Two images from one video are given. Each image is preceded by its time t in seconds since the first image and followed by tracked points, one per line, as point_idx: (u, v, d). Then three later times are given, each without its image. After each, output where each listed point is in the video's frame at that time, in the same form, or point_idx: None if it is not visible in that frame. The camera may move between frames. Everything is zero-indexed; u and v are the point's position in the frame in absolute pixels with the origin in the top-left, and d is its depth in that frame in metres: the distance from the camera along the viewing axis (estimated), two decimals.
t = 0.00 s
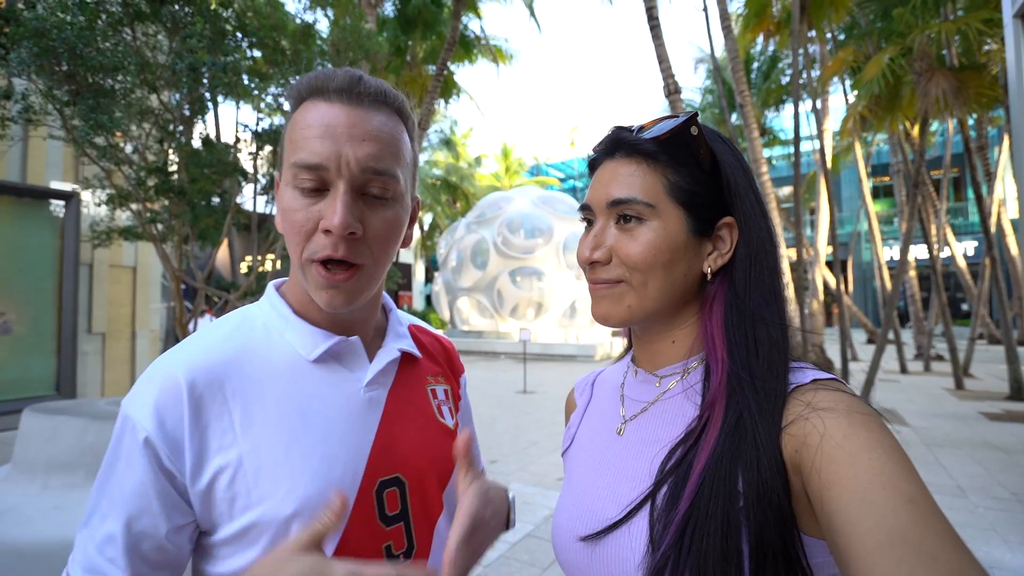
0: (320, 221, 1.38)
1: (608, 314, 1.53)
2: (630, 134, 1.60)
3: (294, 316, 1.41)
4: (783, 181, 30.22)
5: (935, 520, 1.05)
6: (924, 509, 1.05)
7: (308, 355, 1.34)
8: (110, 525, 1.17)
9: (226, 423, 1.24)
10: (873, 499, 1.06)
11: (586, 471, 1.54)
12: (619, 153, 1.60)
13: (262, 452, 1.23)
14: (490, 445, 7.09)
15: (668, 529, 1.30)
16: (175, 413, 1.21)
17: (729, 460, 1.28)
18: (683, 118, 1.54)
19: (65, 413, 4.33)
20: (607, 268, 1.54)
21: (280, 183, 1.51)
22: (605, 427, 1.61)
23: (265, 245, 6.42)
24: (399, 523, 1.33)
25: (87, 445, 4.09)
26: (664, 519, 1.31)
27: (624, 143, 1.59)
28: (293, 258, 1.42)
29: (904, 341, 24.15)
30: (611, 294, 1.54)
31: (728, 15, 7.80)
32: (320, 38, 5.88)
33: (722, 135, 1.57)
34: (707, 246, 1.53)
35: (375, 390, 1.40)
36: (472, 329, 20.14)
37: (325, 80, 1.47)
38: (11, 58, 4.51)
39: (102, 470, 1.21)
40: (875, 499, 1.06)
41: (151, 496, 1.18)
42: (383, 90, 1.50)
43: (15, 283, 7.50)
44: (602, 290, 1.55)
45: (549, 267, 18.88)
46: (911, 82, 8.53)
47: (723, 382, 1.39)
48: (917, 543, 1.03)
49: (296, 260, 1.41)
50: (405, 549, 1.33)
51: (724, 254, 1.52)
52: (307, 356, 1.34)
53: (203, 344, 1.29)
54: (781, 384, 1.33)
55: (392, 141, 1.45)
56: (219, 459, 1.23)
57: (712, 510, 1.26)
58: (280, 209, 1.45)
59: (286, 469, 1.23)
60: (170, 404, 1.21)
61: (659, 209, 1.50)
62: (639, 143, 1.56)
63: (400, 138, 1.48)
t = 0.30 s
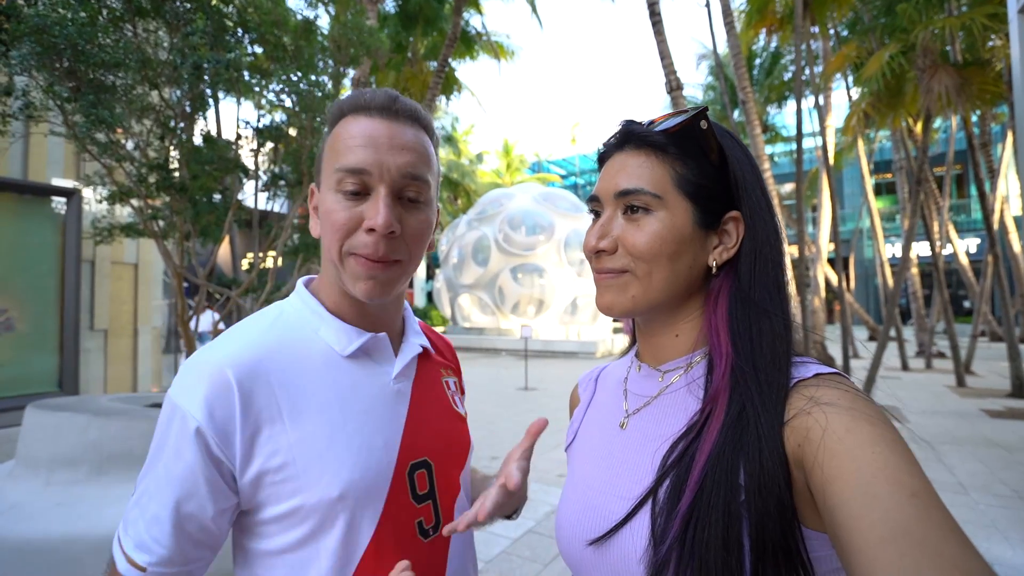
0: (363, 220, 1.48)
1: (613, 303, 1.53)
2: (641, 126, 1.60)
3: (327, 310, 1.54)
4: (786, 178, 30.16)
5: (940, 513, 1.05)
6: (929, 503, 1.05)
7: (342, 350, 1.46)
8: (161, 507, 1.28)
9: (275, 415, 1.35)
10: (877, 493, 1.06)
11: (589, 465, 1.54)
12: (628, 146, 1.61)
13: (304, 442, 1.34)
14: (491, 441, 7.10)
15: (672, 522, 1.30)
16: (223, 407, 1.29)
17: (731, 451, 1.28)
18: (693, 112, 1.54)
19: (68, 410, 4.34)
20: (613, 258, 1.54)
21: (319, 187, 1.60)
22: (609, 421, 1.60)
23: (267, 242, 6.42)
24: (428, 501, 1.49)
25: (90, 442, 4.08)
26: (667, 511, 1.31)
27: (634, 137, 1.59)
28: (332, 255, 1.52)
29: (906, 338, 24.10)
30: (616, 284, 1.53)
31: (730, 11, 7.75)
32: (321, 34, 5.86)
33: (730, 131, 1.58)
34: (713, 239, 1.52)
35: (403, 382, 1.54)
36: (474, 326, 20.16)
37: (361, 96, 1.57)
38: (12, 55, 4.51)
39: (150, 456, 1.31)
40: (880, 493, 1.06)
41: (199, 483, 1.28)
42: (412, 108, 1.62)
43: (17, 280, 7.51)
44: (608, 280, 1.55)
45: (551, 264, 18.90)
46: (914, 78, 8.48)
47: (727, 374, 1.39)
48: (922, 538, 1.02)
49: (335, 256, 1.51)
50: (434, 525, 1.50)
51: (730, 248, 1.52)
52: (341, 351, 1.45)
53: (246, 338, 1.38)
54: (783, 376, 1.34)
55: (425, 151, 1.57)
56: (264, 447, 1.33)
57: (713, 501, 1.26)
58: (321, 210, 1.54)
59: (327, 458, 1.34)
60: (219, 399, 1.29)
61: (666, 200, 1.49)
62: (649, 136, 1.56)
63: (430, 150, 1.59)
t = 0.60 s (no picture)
0: (356, 233, 1.49)
1: (614, 306, 1.54)
2: (630, 131, 1.62)
3: (334, 308, 1.53)
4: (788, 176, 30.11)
5: (948, 515, 1.05)
6: (937, 506, 1.05)
7: (352, 351, 1.47)
8: (194, 501, 1.25)
9: (301, 411, 1.36)
10: (884, 494, 1.06)
11: (596, 463, 1.54)
12: (619, 151, 1.62)
13: (330, 434, 1.36)
14: (493, 439, 7.12)
15: (682, 514, 1.30)
16: (259, 400, 1.31)
17: (739, 447, 1.28)
18: (675, 111, 1.55)
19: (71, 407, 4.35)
20: (609, 261, 1.55)
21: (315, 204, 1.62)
22: (617, 417, 1.61)
23: (268, 240, 6.43)
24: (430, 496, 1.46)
25: (93, 439, 4.10)
26: (676, 507, 1.32)
27: (623, 141, 1.61)
28: (330, 269, 1.53)
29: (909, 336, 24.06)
30: (616, 286, 1.55)
31: (732, 8, 7.73)
32: (322, 32, 5.88)
33: (719, 124, 1.56)
34: (708, 234, 1.51)
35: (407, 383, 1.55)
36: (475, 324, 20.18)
37: (346, 112, 1.57)
38: (16, 53, 4.54)
39: (178, 450, 1.27)
40: (889, 495, 1.06)
41: (234, 474, 1.27)
42: (399, 116, 1.61)
43: (19, 278, 7.52)
44: (607, 283, 1.56)
45: (552, 262, 18.90)
46: (917, 76, 8.45)
47: (733, 373, 1.39)
48: (927, 539, 1.03)
49: (334, 269, 1.52)
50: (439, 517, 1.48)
51: (727, 241, 1.50)
52: (351, 352, 1.46)
53: (270, 339, 1.39)
54: (788, 372, 1.35)
55: (411, 160, 1.55)
56: (296, 442, 1.34)
57: (721, 495, 1.26)
58: (319, 227, 1.56)
59: (354, 449, 1.36)
60: (255, 391, 1.30)
61: (655, 200, 1.51)
62: (637, 139, 1.58)
63: (418, 159, 1.58)
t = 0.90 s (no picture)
0: (349, 228, 1.48)
1: (600, 284, 1.55)
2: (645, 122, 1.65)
3: (313, 301, 1.54)
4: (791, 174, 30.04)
5: (954, 514, 1.05)
6: (944, 504, 1.05)
7: (337, 345, 1.47)
8: (166, 505, 1.19)
9: (285, 406, 1.34)
10: (887, 493, 1.06)
11: (598, 461, 1.55)
12: (633, 141, 1.65)
13: (317, 428, 1.35)
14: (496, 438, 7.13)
15: (686, 518, 1.29)
16: (236, 393, 1.28)
17: (742, 450, 1.28)
18: (692, 104, 1.57)
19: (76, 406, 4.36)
20: (602, 238, 1.56)
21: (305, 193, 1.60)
22: (618, 418, 1.61)
23: (271, 239, 6.45)
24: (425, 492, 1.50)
25: (98, 437, 4.11)
26: (679, 511, 1.31)
27: (638, 131, 1.64)
28: (317, 259, 1.51)
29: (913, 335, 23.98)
30: (605, 264, 1.55)
31: (736, 6, 7.70)
32: (325, 32, 5.90)
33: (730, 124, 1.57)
34: (703, 226, 1.51)
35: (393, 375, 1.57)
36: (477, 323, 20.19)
37: (350, 105, 1.56)
38: (21, 53, 4.55)
39: (148, 453, 1.22)
40: (892, 494, 1.05)
41: (214, 473, 1.23)
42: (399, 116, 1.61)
43: (25, 277, 7.55)
44: (597, 259, 1.57)
45: (555, 261, 18.89)
46: (922, 73, 8.42)
47: (731, 373, 1.39)
48: (933, 538, 1.02)
49: (321, 260, 1.51)
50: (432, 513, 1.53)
51: (722, 236, 1.50)
52: (335, 346, 1.47)
53: (247, 331, 1.37)
54: (788, 372, 1.35)
55: (409, 161, 1.55)
56: (278, 437, 1.32)
57: (725, 500, 1.26)
58: (308, 215, 1.54)
59: (341, 440, 1.36)
60: (231, 383, 1.27)
61: (655, 183, 1.52)
62: (651, 128, 1.60)
63: (415, 160, 1.58)
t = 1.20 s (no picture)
0: (377, 210, 1.32)
1: (615, 293, 1.54)
2: (649, 122, 1.64)
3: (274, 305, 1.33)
4: (796, 174, 29.95)
5: (956, 515, 1.04)
6: (945, 505, 1.04)
7: (301, 352, 1.28)
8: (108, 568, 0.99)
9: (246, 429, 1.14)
10: (888, 493, 1.05)
11: (602, 462, 1.54)
12: (638, 142, 1.64)
13: (288, 451, 1.16)
14: (500, 438, 7.13)
15: (689, 516, 1.29)
16: (183, 422, 1.07)
17: (745, 447, 1.28)
18: (697, 104, 1.56)
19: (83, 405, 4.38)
20: (615, 247, 1.55)
21: (303, 159, 1.35)
22: (621, 418, 1.61)
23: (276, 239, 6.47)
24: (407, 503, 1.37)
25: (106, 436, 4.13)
26: (681, 509, 1.31)
27: (643, 132, 1.63)
28: (326, 236, 1.28)
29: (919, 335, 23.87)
30: (620, 273, 1.54)
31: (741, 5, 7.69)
32: (330, 33, 5.91)
33: (738, 125, 1.57)
34: (717, 229, 1.51)
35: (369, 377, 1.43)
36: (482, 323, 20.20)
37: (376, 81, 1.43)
38: (31, 55, 4.58)
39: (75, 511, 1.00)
40: (894, 495, 1.05)
41: (166, 524, 1.03)
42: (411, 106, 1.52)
43: (32, 277, 7.59)
44: (612, 268, 1.56)
45: (559, 261, 18.87)
46: (928, 72, 8.39)
47: (739, 373, 1.39)
48: (936, 539, 1.01)
49: (333, 239, 1.28)
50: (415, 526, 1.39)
51: (735, 238, 1.50)
52: (299, 354, 1.28)
53: (193, 347, 1.16)
54: (795, 371, 1.34)
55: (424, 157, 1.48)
56: (242, 468, 1.12)
57: (726, 496, 1.26)
58: (314, 185, 1.30)
59: (316, 462, 1.18)
60: (174, 411, 1.06)
61: (667, 188, 1.51)
62: (656, 129, 1.59)
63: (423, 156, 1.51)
